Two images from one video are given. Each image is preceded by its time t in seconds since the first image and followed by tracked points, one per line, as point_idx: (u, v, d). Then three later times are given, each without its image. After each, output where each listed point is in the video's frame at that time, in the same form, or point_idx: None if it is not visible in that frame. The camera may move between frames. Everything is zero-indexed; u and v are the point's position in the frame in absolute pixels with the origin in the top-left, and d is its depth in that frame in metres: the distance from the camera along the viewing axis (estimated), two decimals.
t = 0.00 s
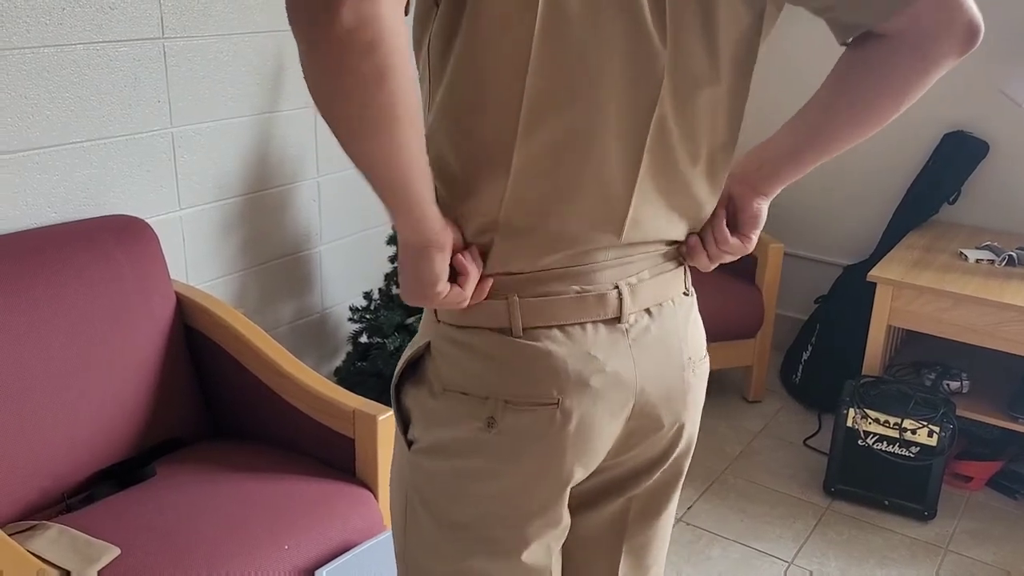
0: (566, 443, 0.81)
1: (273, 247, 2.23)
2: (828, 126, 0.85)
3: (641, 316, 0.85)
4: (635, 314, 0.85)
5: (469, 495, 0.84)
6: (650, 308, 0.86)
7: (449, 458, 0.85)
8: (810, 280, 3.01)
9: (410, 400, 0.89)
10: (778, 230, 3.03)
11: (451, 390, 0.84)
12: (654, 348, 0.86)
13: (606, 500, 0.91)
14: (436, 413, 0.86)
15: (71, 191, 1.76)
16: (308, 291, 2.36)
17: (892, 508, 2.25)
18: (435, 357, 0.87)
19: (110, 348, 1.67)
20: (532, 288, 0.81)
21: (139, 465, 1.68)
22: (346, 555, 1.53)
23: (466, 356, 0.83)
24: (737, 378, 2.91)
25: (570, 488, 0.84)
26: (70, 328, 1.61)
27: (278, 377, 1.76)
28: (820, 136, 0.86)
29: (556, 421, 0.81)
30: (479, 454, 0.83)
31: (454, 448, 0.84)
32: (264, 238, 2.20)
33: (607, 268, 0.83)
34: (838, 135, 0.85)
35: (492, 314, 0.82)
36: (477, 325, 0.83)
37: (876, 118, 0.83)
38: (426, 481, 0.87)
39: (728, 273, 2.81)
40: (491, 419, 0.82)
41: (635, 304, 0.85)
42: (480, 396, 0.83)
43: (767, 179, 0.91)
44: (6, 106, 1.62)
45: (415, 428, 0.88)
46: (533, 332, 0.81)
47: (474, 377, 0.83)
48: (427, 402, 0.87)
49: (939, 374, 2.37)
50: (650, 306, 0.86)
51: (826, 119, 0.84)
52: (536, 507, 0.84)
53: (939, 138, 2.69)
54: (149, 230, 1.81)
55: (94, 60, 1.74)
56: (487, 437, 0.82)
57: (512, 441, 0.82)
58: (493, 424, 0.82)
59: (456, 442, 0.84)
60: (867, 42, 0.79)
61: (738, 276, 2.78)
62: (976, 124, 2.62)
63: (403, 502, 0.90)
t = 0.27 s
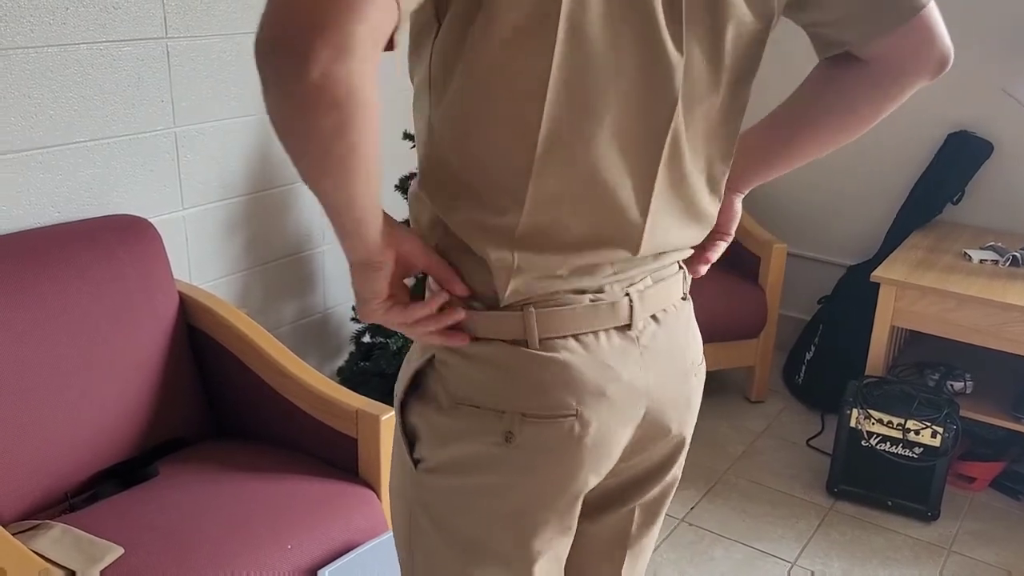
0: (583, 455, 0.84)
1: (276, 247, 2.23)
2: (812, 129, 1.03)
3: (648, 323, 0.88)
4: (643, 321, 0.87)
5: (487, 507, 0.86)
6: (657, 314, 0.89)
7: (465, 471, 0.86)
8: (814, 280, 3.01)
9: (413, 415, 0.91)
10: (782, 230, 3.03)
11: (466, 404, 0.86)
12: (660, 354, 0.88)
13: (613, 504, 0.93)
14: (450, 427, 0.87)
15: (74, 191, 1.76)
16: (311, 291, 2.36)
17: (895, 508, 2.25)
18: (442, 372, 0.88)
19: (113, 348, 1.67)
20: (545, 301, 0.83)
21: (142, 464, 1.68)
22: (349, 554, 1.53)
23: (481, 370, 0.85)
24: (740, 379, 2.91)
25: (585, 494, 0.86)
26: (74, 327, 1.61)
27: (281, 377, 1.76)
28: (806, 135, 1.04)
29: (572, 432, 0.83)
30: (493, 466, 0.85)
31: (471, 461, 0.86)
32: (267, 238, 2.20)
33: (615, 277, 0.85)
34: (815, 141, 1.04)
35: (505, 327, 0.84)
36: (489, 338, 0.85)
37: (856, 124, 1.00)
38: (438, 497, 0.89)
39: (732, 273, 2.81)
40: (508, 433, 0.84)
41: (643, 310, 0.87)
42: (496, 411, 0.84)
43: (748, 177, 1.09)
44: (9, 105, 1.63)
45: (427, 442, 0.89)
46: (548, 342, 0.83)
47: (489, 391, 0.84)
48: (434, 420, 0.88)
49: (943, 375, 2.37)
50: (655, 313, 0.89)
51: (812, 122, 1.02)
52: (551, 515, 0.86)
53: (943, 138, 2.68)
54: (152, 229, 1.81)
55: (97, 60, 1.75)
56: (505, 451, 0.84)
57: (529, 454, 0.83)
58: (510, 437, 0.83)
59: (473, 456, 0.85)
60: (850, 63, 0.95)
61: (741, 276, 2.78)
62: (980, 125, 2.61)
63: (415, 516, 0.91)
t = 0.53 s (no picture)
0: (639, 458, 0.90)
1: (277, 247, 2.23)
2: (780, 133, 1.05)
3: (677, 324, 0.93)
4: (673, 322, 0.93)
5: (550, 517, 0.91)
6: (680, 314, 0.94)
7: (528, 488, 0.90)
8: (815, 281, 3.01)
9: (460, 442, 0.93)
10: (783, 231, 3.03)
11: (526, 423, 0.89)
12: (687, 358, 0.95)
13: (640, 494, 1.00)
14: (509, 447, 0.90)
15: (75, 190, 1.76)
16: (312, 291, 2.35)
17: (896, 509, 2.25)
18: (490, 396, 0.91)
19: (114, 347, 1.67)
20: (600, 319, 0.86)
21: (142, 464, 1.68)
22: (350, 555, 1.53)
23: (540, 392, 0.88)
24: (740, 379, 2.91)
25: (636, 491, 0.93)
26: (74, 327, 1.61)
27: (282, 377, 1.76)
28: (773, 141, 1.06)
29: (633, 444, 0.89)
30: (557, 485, 0.89)
31: (535, 478, 0.89)
32: (268, 238, 2.20)
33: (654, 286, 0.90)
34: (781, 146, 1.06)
35: (564, 346, 0.87)
36: (540, 360, 0.88)
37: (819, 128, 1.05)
38: (495, 518, 0.92)
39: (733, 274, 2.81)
40: (574, 450, 0.88)
41: (674, 312, 0.92)
42: (561, 430, 0.88)
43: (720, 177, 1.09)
44: (10, 105, 1.63)
45: (481, 463, 0.92)
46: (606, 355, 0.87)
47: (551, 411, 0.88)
48: (489, 443, 0.91)
49: (944, 375, 2.37)
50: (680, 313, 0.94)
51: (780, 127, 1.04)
52: (607, 519, 0.92)
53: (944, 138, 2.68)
54: (153, 229, 1.81)
55: (98, 59, 1.74)
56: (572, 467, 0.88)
57: (595, 470, 0.88)
58: (577, 454, 0.88)
59: (538, 473, 0.89)
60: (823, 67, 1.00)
61: (742, 277, 2.78)
62: (981, 125, 2.61)
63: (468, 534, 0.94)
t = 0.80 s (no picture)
0: (725, 416, 0.89)
1: (277, 245, 2.23)
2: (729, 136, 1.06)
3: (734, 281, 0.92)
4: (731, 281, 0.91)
5: (644, 485, 0.89)
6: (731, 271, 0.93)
7: (622, 461, 0.87)
8: (815, 279, 3.01)
9: (537, 424, 0.89)
10: (783, 229, 3.03)
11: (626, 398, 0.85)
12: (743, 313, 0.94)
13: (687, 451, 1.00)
14: (607, 424, 0.86)
15: (76, 187, 1.76)
16: (312, 289, 2.36)
17: (896, 506, 2.25)
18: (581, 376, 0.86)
19: (115, 347, 1.68)
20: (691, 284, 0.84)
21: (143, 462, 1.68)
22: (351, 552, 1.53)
23: (639, 363, 0.84)
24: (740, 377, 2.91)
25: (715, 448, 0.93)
26: (75, 324, 1.62)
27: (284, 375, 1.76)
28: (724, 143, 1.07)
29: (721, 409, 0.88)
30: (647, 457, 0.87)
31: (634, 450, 0.87)
32: (268, 236, 2.20)
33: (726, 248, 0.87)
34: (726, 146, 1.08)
35: (657, 317, 0.83)
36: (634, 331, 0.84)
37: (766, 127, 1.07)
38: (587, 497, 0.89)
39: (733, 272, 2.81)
40: (674, 416, 0.85)
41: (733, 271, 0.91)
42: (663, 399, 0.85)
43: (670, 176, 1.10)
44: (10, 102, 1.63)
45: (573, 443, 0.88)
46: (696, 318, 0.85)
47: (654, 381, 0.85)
48: (581, 425, 0.87)
49: (944, 373, 2.37)
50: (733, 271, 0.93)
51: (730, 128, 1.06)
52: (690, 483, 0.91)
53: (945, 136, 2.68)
54: (154, 227, 1.81)
55: (98, 57, 1.75)
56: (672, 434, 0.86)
57: (688, 441, 0.87)
58: (677, 419, 0.85)
59: (636, 444, 0.87)
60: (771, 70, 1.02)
61: (743, 275, 2.78)
62: (982, 123, 2.62)
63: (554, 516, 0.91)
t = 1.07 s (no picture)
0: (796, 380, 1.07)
1: (279, 243, 2.24)
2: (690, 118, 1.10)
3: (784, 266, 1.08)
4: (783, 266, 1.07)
5: (742, 443, 1.05)
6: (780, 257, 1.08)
7: (734, 425, 1.03)
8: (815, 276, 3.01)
9: (653, 409, 1.02)
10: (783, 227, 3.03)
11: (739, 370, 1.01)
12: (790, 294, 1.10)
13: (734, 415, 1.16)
14: (728, 395, 1.01)
15: (79, 186, 1.77)
16: (314, 287, 2.37)
17: (896, 503, 2.26)
18: (704, 354, 0.99)
19: (118, 344, 1.69)
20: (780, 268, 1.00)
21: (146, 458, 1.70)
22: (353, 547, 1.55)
23: (751, 337, 1.00)
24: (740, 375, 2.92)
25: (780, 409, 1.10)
26: (78, 321, 1.63)
27: (286, 372, 1.77)
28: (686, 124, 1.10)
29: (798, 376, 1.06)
30: (744, 421, 1.03)
31: (743, 414, 1.03)
32: (269, 234, 2.21)
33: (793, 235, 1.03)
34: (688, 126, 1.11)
35: (757, 295, 0.99)
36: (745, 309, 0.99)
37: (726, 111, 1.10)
38: (706, 461, 1.03)
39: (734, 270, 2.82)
40: (775, 383, 1.03)
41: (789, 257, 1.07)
42: (769, 367, 1.02)
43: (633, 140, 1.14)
44: (14, 100, 1.64)
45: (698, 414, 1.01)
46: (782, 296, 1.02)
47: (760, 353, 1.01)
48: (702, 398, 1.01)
49: (944, 370, 2.38)
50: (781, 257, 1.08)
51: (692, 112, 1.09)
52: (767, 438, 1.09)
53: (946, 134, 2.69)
54: (158, 226, 1.82)
55: (100, 55, 1.76)
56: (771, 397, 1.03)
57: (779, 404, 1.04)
58: (778, 386, 1.03)
59: (746, 409, 1.03)
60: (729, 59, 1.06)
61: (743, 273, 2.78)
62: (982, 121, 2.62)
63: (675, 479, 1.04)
